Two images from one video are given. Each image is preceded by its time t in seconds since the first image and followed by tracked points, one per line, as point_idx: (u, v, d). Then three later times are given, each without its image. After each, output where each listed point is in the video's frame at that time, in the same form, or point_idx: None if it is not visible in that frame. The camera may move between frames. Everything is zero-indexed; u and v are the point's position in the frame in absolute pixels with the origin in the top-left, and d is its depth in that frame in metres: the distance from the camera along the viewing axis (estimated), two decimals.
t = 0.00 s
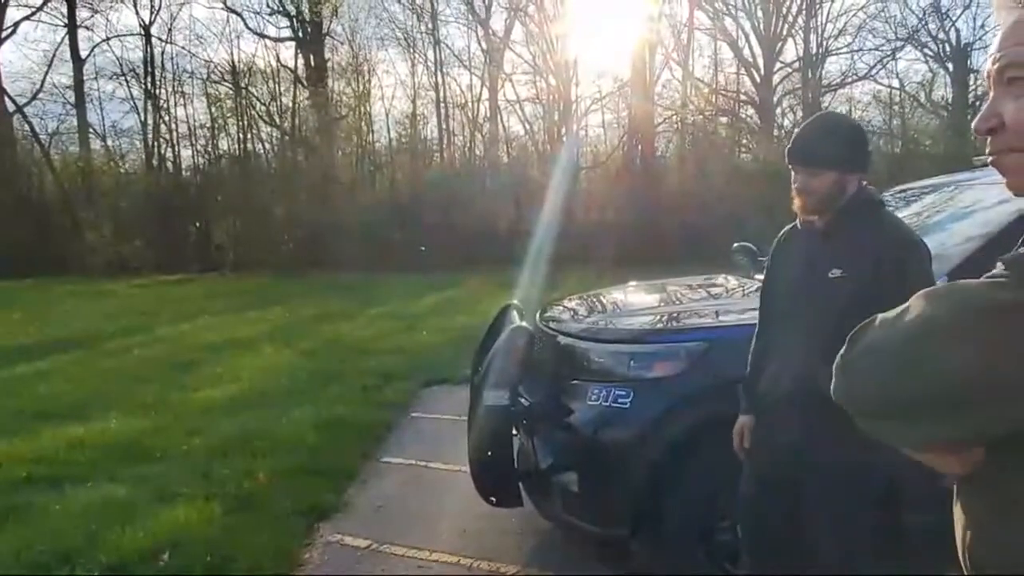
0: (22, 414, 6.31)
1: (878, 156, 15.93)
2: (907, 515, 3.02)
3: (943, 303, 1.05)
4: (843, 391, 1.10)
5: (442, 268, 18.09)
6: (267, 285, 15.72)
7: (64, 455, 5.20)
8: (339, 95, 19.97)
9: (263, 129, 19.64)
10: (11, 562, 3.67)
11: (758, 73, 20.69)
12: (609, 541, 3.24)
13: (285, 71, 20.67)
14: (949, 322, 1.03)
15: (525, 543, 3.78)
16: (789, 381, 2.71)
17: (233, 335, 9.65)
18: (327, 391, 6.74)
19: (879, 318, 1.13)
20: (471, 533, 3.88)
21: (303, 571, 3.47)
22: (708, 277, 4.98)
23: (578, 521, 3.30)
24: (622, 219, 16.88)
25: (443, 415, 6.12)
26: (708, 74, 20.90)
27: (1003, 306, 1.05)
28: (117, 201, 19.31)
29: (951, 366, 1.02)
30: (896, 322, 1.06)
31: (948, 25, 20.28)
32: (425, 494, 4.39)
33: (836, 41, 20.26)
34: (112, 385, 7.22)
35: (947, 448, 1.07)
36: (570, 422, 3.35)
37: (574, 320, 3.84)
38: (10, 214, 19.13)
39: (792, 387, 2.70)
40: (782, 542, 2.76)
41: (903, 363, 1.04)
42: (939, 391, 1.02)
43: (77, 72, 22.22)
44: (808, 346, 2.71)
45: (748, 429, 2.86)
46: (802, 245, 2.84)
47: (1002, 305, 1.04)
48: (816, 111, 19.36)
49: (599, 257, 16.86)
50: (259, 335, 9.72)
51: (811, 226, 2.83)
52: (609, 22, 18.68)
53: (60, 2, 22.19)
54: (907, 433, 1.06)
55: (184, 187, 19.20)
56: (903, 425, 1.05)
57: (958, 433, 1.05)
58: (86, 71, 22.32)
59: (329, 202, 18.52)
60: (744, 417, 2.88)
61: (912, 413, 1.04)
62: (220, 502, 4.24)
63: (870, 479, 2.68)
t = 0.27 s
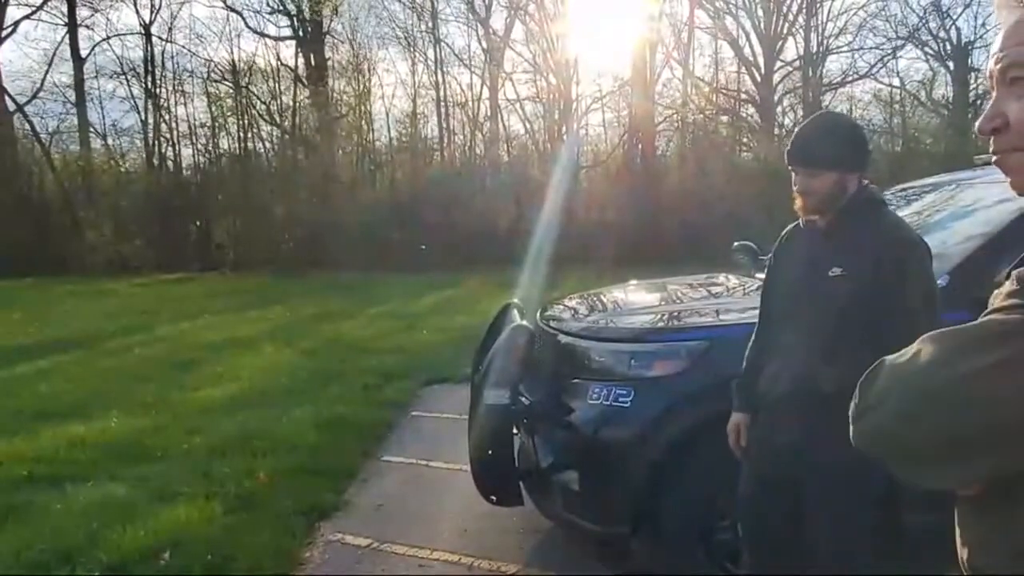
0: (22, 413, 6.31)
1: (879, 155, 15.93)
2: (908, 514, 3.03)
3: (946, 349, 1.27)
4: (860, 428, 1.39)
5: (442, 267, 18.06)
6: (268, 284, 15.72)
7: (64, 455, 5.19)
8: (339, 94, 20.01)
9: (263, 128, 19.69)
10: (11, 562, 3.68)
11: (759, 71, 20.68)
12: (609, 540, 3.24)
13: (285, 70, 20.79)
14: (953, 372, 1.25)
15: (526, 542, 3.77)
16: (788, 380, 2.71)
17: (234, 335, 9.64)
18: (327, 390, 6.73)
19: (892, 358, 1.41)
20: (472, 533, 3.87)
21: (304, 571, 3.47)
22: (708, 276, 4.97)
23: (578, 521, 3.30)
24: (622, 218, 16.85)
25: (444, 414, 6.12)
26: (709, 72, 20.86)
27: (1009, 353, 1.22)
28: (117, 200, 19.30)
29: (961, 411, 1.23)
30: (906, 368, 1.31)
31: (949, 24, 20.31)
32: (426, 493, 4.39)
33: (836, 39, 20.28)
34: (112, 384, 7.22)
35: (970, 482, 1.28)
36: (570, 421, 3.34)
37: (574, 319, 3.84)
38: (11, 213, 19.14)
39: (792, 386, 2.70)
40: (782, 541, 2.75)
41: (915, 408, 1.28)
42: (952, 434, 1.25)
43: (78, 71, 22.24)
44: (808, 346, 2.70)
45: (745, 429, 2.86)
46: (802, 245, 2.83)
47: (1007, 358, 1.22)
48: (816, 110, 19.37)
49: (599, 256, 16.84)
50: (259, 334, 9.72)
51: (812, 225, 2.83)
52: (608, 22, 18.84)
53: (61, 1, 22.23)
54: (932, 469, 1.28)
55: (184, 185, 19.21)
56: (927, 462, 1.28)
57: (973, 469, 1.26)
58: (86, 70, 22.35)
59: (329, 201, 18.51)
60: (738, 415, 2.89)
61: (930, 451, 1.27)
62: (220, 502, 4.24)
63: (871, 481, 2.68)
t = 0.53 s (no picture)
0: (21, 413, 6.29)
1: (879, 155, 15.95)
2: (908, 513, 3.05)
3: (954, 348, 1.48)
4: (869, 417, 1.60)
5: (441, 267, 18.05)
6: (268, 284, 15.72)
7: (63, 455, 5.18)
8: (339, 94, 20.01)
9: (263, 128, 19.66)
10: (11, 562, 3.67)
11: (758, 72, 20.70)
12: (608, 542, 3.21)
13: (285, 70, 20.76)
14: (962, 373, 1.46)
15: (526, 543, 3.76)
16: (788, 380, 2.71)
17: (234, 335, 9.63)
18: (326, 390, 6.72)
19: (902, 353, 1.63)
20: (472, 533, 3.86)
21: (305, 571, 3.46)
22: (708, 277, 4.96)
23: (579, 522, 3.29)
24: (622, 218, 16.84)
25: (444, 415, 6.11)
26: (708, 73, 20.87)
27: (1016, 353, 1.44)
28: (117, 200, 19.28)
29: (965, 409, 1.44)
30: (917, 367, 1.51)
31: (948, 25, 20.40)
32: (425, 494, 4.39)
33: (836, 40, 20.24)
34: (112, 383, 7.22)
35: (974, 478, 1.50)
36: (571, 422, 3.33)
37: (575, 320, 3.83)
38: (10, 213, 19.12)
39: (792, 386, 2.70)
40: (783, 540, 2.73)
41: (923, 406, 1.48)
42: (959, 430, 1.46)
43: (77, 71, 22.22)
44: (808, 346, 2.70)
45: (746, 431, 2.87)
46: (804, 244, 2.82)
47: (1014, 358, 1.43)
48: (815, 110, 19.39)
49: (598, 256, 16.79)
50: (259, 334, 9.71)
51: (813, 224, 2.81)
52: (608, 22, 18.77)
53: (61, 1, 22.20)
54: (935, 466, 1.50)
55: (184, 185, 19.20)
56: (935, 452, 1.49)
57: (974, 463, 1.49)
58: (86, 70, 22.33)
59: (329, 202, 18.49)
60: (740, 417, 2.90)
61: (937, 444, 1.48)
62: (220, 502, 4.23)
63: (874, 479, 2.65)
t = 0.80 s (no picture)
0: (21, 414, 6.29)
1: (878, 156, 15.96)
2: (909, 512, 3.04)
3: (963, 344, 1.50)
4: (874, 412, 1.60)
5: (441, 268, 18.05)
6: (268, 284, 15.73)
7: (63, 456, 5.18)
8: (338, 94, 20.03)
9: (262, 129, 19.64)
10: (10, 563, 3.66)
11: (757, 73, 20.72)
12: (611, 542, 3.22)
13: (285, 71, 20.74)
14: (971, 368, 1.48)
15: (527, 543, 3.76)
16: (790, 380, 2.69)
17: (233, 335, 9.63)
18: (325, 391, 6.72)
19: (908, 348, 1.64)
20: (472, 534, 3.86)
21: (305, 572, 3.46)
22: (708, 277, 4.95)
23: (581, 522, 3.30)
24: (621, 218, 16.84)
25: (444, 415, 6.10)
26: (707, 73, 20.89)
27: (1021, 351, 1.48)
28: (116, 201, 19.28)
29: (976, 404, 1.47)
30: (926, 360, 1.52)
31: (948, 25, 20.13)
32: (426, 494, 4.39)
33: (835, 40, 20.20)
34: (112, 384, 7.21)
35: (978, 474, 1.54)
36: (572, 422, 3.34)
37: (575, 320, 3.82)
38: (9, 213, 19.13)
39: (793, 387, 2.68)
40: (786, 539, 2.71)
41: (934, 402, 1.50)
42: (966, 427, 1.49)
43: (77, 72, 22.23)
44: (810, 344, 2.69)
45: (740, 435, 2.85)
46: (804, 239, 2.77)
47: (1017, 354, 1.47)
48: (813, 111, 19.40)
49: (597, 257, 16.87)
50: (259, 334, 9.71)
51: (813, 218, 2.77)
52: (608, 22, 18.53)
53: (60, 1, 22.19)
54: (937, 459, 1.54)
55: (183, 186, 19.20)
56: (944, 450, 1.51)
57: (979, 460, 1.52)
58: (85, 71, 22.34)
59: (329, 203, 18.49)
60: (731, 422, 2.87)
61: (944, 441, 1.51)
62: (219, 503, 4.22)
63: (874, 477, 2.64)
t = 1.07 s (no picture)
0: (21, 413, 6.29)
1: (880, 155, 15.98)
2: (909, 512, 3.03)
3: (963, 349, 1.57)
4: (879, 411, 1.67)
5: (441, 266, 18.04)
6: (269, 283, 15.73)
7: (63, 454, 5.18)
8: (338, 92, 20.01)
9: (263, 127, 19.63)
10: (12, 562, 3.67)
11: (758, 71, 20.69)
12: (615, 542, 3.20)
13: (285, 69, 20.71)
14: (970, 373, 1.55)
15: (528, 541, 3.76)
16: (788, 379, 2.62)
17: (234, 334, 9.62)
18: (326, 390, 6.71)
19: (910, 350, 1.72)
20: (472, 532, 3.86)
21: (306, 570, 3.47)
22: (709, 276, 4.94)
23: (583, 520, 3.29)
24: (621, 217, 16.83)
25: (445, 414, 6.10)
26: (708, 72, 20.87)
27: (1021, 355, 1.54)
28: (116, 199, 19.29)
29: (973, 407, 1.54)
30: (927, 364, 1.60)
31: (949, 23, 19.85)
32: (427, 492, 4.39)
33: (836, 39, 20.16)
34: (112, 383, 7.21)
35: (979, 473, 1.61)
36: (573, 420, 3.34)
37: (576, 318, 3.82)
38: (10, 212, 19.12)
39: (790, 387, 2.61)
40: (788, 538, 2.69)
41: (934, 405, 1.57)
42: (966, 429, 1.56)
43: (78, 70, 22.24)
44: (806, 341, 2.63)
45: (732, 441, 2.72)
46: (793, 235, 2.69)
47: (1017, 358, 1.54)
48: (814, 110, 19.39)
49: (597, 256, 16.78)
50: (260, 333, 9.70)
51: (801, 215, 2.71)
52: (608, 21, 18.59)
53: None
54: (938, 461, 1.60)
55: (184, 184, 19.20)
56: (943, 448, 1.58)
57: (979, 461, 1.59)
58: (86, 69, 22.34)
59: (329, 202, 18.48)
60: (718, 429, 2.73)
61: (944, 442, 1.57)
62: (221, 501, 4.22)
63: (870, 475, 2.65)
